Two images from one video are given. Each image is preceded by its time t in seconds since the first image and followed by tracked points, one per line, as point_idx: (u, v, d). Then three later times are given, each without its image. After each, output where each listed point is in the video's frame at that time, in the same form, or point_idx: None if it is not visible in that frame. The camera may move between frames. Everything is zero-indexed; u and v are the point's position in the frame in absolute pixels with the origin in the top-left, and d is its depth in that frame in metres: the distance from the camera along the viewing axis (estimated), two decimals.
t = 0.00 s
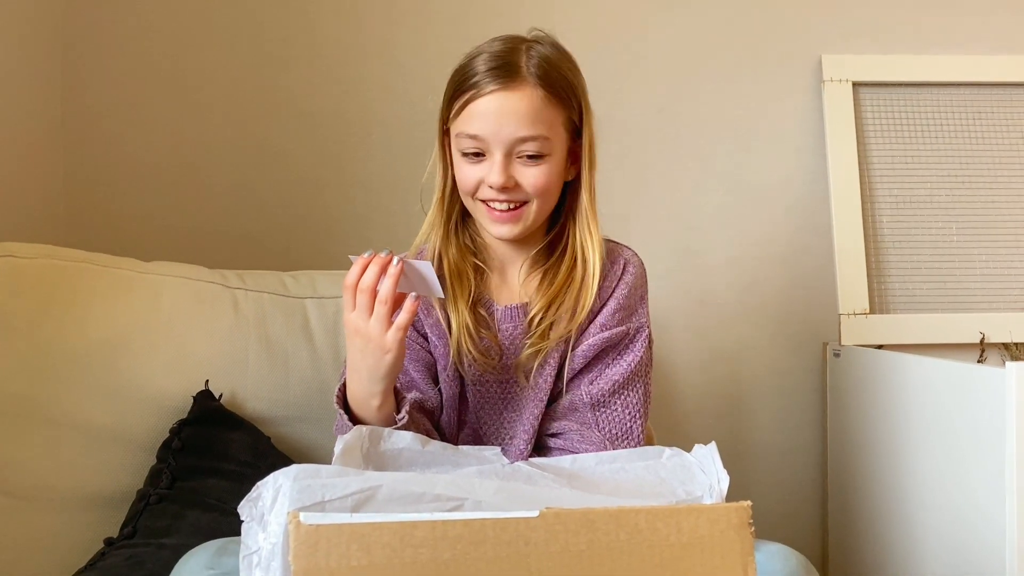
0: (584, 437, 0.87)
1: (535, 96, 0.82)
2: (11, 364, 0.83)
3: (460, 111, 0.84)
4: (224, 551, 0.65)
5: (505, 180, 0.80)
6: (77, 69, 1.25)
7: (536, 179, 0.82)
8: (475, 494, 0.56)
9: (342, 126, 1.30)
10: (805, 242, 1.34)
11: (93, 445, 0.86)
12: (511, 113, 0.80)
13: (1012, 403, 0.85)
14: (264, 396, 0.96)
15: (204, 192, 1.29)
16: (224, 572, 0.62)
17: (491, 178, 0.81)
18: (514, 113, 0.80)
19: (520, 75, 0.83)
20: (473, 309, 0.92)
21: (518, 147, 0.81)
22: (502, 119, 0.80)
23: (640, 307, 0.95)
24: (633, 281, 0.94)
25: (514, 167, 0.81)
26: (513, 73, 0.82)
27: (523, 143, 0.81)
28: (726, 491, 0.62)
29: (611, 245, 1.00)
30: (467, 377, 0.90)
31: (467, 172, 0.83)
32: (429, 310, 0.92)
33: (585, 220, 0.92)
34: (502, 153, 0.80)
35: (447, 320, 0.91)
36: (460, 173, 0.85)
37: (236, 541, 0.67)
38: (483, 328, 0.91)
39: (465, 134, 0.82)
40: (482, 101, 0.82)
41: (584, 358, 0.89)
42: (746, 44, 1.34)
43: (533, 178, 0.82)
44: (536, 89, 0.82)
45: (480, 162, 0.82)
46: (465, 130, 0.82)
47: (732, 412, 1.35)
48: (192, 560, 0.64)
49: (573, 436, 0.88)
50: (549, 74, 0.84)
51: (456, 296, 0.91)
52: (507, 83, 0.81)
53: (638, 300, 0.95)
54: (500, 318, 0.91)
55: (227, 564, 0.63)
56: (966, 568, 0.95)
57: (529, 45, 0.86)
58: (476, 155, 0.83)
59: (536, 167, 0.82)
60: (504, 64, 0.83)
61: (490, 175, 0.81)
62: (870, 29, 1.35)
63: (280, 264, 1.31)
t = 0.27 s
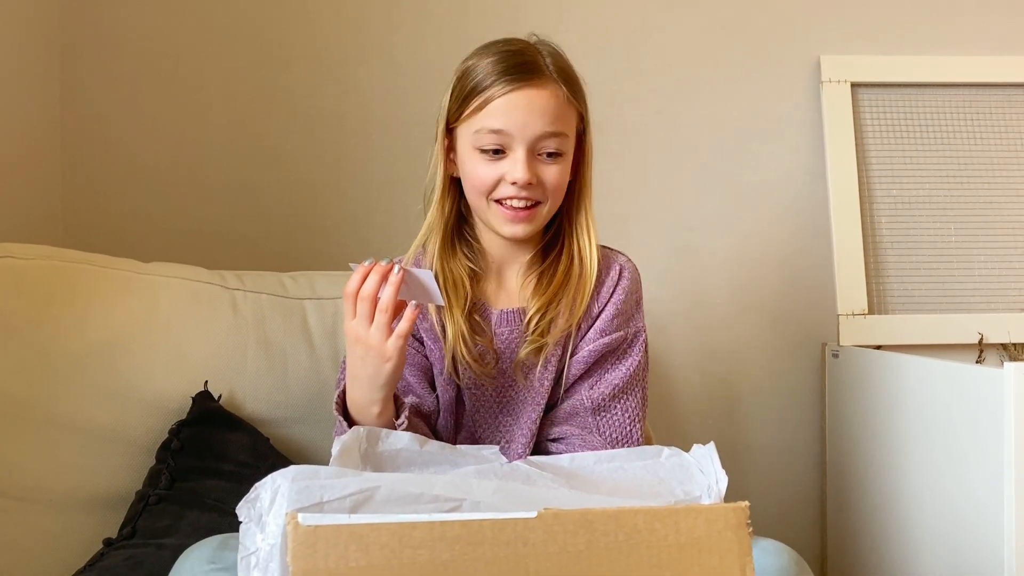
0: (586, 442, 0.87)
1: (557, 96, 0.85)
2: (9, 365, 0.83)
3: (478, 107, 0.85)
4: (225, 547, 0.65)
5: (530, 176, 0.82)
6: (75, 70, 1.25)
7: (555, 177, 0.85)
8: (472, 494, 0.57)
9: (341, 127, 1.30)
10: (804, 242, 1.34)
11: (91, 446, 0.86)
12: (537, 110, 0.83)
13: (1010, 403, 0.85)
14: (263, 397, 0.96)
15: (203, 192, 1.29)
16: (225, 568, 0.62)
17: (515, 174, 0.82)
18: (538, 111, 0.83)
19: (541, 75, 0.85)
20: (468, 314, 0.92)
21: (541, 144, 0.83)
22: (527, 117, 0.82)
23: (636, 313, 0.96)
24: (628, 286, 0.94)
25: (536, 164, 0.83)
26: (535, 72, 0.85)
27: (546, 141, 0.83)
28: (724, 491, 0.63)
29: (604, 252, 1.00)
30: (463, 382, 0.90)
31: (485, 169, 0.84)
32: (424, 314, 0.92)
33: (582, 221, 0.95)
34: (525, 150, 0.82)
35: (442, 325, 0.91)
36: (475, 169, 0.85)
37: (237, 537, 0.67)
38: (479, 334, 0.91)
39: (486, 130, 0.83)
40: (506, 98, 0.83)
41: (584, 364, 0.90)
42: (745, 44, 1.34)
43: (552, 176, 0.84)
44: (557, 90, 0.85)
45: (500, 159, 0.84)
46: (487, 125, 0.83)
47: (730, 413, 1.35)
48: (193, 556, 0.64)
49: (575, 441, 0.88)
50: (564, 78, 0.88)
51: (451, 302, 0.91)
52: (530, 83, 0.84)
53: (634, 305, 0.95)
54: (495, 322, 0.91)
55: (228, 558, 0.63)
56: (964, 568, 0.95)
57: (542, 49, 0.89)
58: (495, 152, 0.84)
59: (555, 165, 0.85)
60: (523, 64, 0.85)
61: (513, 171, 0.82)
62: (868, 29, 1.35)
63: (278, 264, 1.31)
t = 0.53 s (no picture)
0: (589, 447, 0.87)
1: (567, 95, 0.85)
2: (9, 366, 0.83)
3: (488, 105, 0.85)
4: (224, 547, 0.65)
5: (542, 174, 0.82)
6: (75, 70, 1.25)
7: (564, 176, 0.85)
8: (472, 495, 0.57)
9: (341, 127, 1.30)
10: (803, 242, 1.35)
11: (90, 446, 0.86)
12: (549, 108, 0.83)
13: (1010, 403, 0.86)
14: (263, 397, 0.96)
15: (202, 192, 1.29)
16: (224, 569, 0.62)
17: (528, 172, 0.82)
18: (550, 109, 0.83)
19: (551, 74, 0.86)
20: (469, 318, 0.92)
21: (552, 143, 0.83)
22: (540, 115, 0.82)
23: (639, 318, 0.96)
24: (632, 291, 0.95)
25: (547, 162, 0.84)
26: (546, 71, 0.85)
27: (557, 139, 0.84)
28: (724, 492, 0.63)
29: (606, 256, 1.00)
30: (464, 387, 0.90)
31: (495, 167, 0.84)
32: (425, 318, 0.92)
33: (584, 224, 0.96)
34: (537, 148, 0.83)
35: (443, 329, 0.90)
36: (485, 168, 0.85)
37: (236, 537, 0.67)
38: (480, 339, 0.91)
39: (498, 127, 0.83)
40: (517, 96, 0.83)
41: (587, 370, 0.90)
42: (745, 44, 1.34)
43: (562, 175, 0.85)
44: (567, 89, 0.86)
45: (511, 156, 0.84)
46: (499, 123, 0.83)
47: (730, 412, 1.35)
48: (192, 556, 0.64)
49: (579, 446, 0.88)
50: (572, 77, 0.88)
51: (453, 305, 0.90)
52: (542, 81, 0.84)
53: (637, 310, 0.96)
54: (496, 326, 0.91)
55: (228, 558, 0.63)
56: (963, 567, 0.95)
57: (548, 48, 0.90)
58: (506, 150, 0.84)
59: (564, 163, 0.85)
60: (534, 62, 0.85)
61: (525, 168, 0.82)
62: (868, 29, 1.35)
63: (278, 264, 1.31)
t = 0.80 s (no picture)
0: (593, 445, 0.88)
1: (574, 96, 0.86)
2: (9, 366, 0.83)
3: (496, 105, 0.85)
4: (224, 548, 0.65)
5: (549, 174, 0.82)
6: (75, 70, 1.25)
7: (570, 177, 0.85)
8: (473, 495, 0.57)
9: (340, 127, 1.30)
10: (803, 241, 1.35)
11: (90, 446, 0.86)
12: (557, 109, 0.83)
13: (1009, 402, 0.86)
14: (264, 397, 0.96)
15: (202, 192, 1.29)
16: (224, 569, 0.62)
17: (536, 172, 0.82)
18: (557, 110, 0.83)
19: (557, 75, 0.86)
20: (473, 318, 0.91)
21: (558, 143, 0.84)
22: (547, 115, 0.83)
23: (641, 314, 0.97)
24: (634, 288, 0.95)
25: (554, 162, 0.84)
26: (552, 71, 0.86)
27: (564, 140, 0.84)
28: (725, 491, 0.63)
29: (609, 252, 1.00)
30: (466, 387, 0.90)
31: (502, 167, 0.84)
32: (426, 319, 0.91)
33: (587, 223, 0.96)
34: (544, 148, 0.83)
35: (445, 330, 0.90)
36: (491, 168, 0.85)
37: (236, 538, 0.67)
38: (483, 340, 0.91)
39: (505, 127, 0.83)
40: (525, 96, 0.83)
41: (590, 369, 0.90)
42: (745, 44, 1.34)
43: (568, 176, 0.85)
44: (573, 90, 0.86)
45: (518, 157, 0.84)
46: (507, 123, 0.83)
47: (730, 412, 1.35)
48: (192, 557, 0.64)
49: (582, 444, 0.89)
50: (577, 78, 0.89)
51: (456, 306, 0.90)
52: (548, 82, 0.84)
53: (639, 307, 0.96)
54: (500, 325, 0.91)
55: (228, 559, 0.63)
56: (963, 566, 0.95)
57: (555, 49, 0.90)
58: (513, 150, 0.84)
59: (570, 164, 0.85)
60: (540, 63, 0.86)
61: (533, 168, 0.82)
62: (868, 29, 1.35)
63: (277, 264, 1.31)
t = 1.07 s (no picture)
0: (594, 443, 0.88)
1: (571, 96, 0.85)
2: (9, 366, 0.83)
3: (494, 105, 0.85)
4: (224, 548, 0.65)
5: (545, 175, 0.82)
6: (75, 71, 1.25)
7: (567, 178, 0.85)
8: (474, 495, 0.56)
9: (341, 127, 1.30)
10: (804, 241, 1.35)
11: (91, 446, 0.86)
12: (554, 109, 0.83)
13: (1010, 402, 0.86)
14: (264, 397, 0.96)
15: (203, 192, 1.29)
16: (225, 569, 0.62)
17: (532, 173, 0.82)
18: (553, 110, 0.83)
19: (555, 75, 0.86)
20: (473, 318, 0.92)
21: (555, 144, 0.83)
22: (543, 116, 0.82)
23: (643, 312, 0.96)
24: (637, 286, 0.95)
25: (551, 163, 0.83)
26: (549, 72, 0.85)
27: (561, 141, 0.84)
28: (725, 491, 0.63)
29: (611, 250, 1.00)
30: (467, 387, 0.90)
31: (499, 168, 0.84)
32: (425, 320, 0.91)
33: (588, 222, 0.96)
34: (540, 149, 0.83)
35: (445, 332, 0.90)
36: (488, 169, 0.85)
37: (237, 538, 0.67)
38: (485, 340, 0.91)
39: (502, 128, 0.83)
40: (523, 96, 0.83)
41: (592, 367, 0.90)
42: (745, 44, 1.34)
43: (565, 177, 0.85)
44: (571, 90, 0.86)
45: (515, 157, 0.83)
46: (503, 123, 0.83)
47: (731, 412, 1.35)
48: (191, 558, 0.64)
49: (583, 443, 0.89)
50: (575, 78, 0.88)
51: (456, 306, 0.90)
52: (545, 83, 0.84)
53: (642, 304, 0.96)
54: (501, 325, 0.92)
55: (229, 559, 0.63)
56: (964, 566, 0.95)
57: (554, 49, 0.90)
58: (510, 151, 0.84)
59: (567, 165, 0.85)
60: (537, 63, 0.86)
61: (529, 170, 0.82)
62: (869, 29, 1.35)
63: (277, 264, 1.31)
